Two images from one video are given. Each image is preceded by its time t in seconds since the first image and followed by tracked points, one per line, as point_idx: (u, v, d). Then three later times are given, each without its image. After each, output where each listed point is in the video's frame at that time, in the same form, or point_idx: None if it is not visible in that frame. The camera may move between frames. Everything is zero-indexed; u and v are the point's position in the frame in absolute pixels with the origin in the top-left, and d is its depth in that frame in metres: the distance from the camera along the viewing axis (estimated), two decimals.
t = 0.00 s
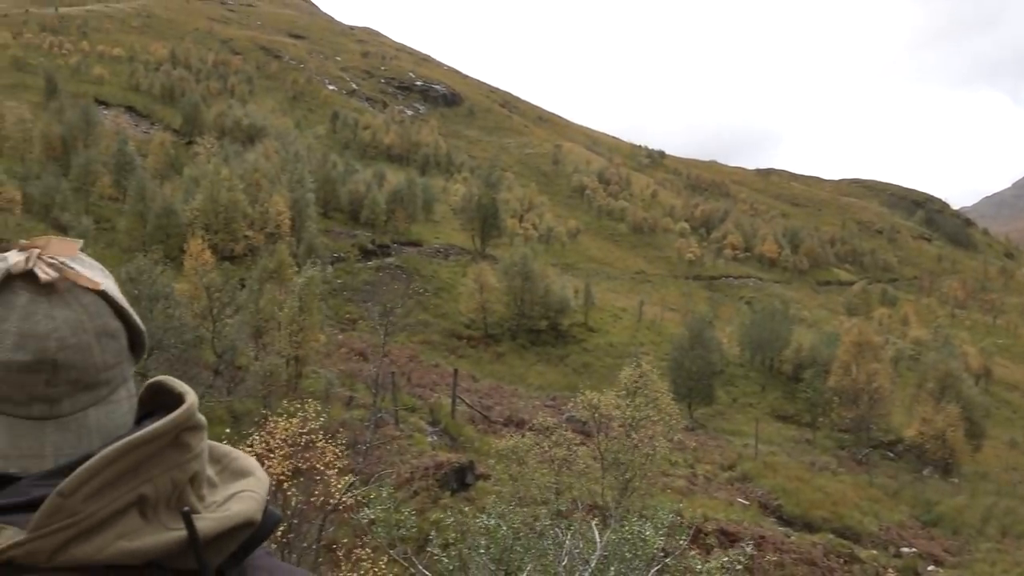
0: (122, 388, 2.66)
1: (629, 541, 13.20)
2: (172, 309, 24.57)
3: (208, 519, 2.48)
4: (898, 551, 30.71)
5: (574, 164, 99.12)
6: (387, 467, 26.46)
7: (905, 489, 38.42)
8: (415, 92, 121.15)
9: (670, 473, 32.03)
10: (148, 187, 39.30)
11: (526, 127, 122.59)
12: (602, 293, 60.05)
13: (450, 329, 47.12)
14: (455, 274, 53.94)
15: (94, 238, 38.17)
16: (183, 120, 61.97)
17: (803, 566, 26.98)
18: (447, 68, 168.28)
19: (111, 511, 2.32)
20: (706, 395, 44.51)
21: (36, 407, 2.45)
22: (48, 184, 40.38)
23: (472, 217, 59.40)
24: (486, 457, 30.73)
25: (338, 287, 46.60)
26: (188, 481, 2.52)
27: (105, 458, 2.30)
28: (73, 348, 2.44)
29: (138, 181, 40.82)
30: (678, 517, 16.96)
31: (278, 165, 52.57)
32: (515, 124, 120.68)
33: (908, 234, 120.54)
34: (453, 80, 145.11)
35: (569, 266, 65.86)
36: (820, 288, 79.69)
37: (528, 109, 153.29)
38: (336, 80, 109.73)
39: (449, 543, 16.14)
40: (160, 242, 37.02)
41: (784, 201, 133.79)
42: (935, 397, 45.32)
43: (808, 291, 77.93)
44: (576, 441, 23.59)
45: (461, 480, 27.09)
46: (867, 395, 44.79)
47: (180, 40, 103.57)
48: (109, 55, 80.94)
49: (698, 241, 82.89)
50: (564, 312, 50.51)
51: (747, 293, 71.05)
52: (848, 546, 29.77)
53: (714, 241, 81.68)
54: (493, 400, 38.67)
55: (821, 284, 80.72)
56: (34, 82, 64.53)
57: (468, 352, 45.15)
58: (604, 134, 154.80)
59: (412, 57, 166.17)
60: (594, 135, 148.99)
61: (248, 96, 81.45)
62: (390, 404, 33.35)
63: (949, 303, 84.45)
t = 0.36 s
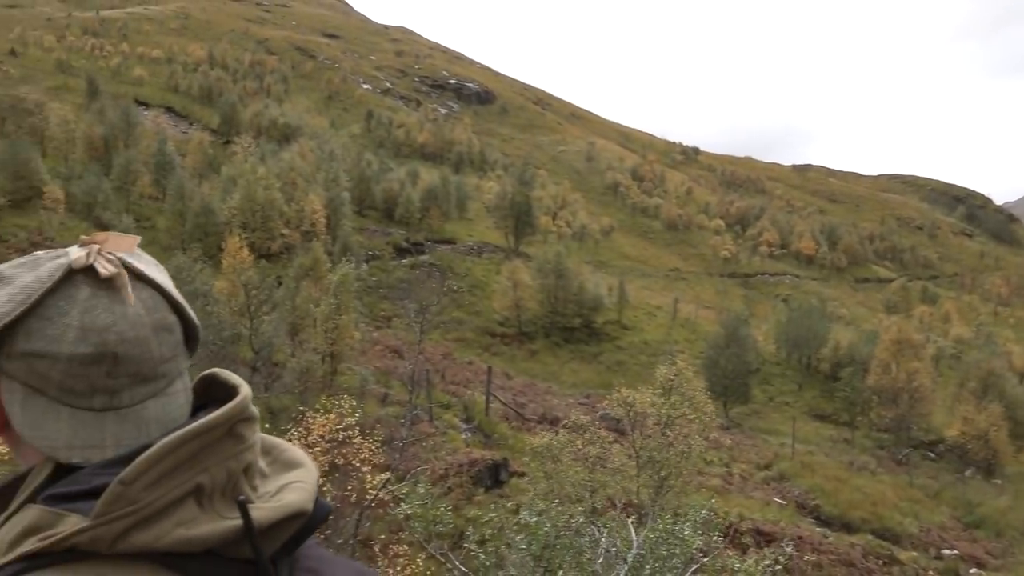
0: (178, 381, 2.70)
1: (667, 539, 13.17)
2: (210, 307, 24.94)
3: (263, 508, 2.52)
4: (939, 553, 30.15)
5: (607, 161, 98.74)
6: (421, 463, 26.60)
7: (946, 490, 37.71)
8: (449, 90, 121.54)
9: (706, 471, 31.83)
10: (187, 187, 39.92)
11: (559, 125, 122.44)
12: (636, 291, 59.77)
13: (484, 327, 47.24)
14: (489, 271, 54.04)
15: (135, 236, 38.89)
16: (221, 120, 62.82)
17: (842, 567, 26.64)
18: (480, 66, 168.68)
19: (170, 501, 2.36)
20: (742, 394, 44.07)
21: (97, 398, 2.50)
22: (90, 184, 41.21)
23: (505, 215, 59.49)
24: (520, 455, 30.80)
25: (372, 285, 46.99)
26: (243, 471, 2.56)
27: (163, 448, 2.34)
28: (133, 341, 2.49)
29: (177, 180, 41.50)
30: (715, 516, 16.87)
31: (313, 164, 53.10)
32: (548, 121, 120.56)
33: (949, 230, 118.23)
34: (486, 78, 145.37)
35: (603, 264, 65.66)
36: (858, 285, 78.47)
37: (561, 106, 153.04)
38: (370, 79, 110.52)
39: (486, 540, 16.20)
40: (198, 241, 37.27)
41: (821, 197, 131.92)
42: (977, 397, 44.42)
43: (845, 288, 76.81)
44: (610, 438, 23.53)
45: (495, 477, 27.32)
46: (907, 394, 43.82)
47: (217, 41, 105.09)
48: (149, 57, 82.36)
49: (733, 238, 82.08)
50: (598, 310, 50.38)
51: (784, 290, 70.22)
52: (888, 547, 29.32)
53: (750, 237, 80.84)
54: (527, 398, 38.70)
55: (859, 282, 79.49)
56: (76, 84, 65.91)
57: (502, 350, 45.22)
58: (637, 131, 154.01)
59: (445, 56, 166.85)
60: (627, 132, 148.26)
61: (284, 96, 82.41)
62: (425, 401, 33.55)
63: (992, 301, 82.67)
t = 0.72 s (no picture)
0: (239, 380, 2.73)
1: (705, 540, 13.05)
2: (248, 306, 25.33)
3: (326, 506, 2.53)
4: (982, 557, 29.51)
5: (641, 160, 98.27)
6: (456, 462, 26.70)
7: (988, 493, 36.93)
8: (482, 90, 121.91)
9: (742, 472, 31.56)
10: (224, 188, 40.51)
11: (592, 123, 122.14)
12: (670, 290, 59.38)
13: (517, 327, 47.29)
14: (522, 271, 54.05)
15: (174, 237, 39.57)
16: (257, 122, 63.64)
17: (882, 570, 26.20)
18: (514, 66, 169.04)
19: (234, 498, 2.39)
20: (779, 394, 43.59)
21: (163, 396, 2.55)
22: (130, 186, 42.00)
23: (538, 214, 59.50)
24: (555, 454, 30.79)
25: (407, 285, 47.29)
26: (304, 469, 2.59)
27: (230, 444, 2.39)
28: (196, 340, 2.54)
29: (215, 181, 42.12)
30: (753, 517, 16.70)
31: (348, 164, 53.54)
32: (581, 120, 120.32)
33: (992, 228, 115.72)
34: (518, 77, 145.47)
35: (636, 262, 65.40)
36: (898, 284, 77.10)
37: (595, 105, 152.67)
38: (404, 79, 111.25)
39: (523, 538, 16.23)
40: (236, 241, 37.74)
41: (859, 194, 129.99)
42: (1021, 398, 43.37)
43: (885, 287, 75.55)
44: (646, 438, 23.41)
45: (530, 477, 27.28)
46: (948, 395, 42.88)
47: (253, 44, 106.54)
48: (188, 60, 83.75)
49: (769, 236, 81.21)
50: (632, 309, 50.16)
51: (821, 289, 69.30)
52: (929, 550, 28.79)
53: (786, 236, 79.91)
54: (561, 397, 38.63)
55: (898, 280, 78.11)
56: (117, 88, 67.25)
57: (536, 350, 45.21)
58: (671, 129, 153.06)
59: (479, 57, 167.50)
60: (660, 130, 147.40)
61: (319, 97, 83.25)
62: (460, 400, 33.68)
63: None
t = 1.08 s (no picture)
0: (301, 380, 2.75)
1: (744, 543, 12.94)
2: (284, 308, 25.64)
3: (388, 504, 2.56)
4: None
5: (673, 159, 97.73)
6: (489, 462, 26.79)
7: None
8: (513, 90, 122.12)
9: (778, 474, 31.28)
10: (259, 190, 41.05)
11: (624, 122, 121.71)
12: (703, 290, 58.97)
13: (549, 327, 47.30)
14: (554, 271, 54.03)
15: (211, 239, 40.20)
16: (291, 124, 64.44)
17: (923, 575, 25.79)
18: (545, 66, 169.11)
19: (300, 496, 2.42)
20: (815, 395, 43.09)
21: (229, 395, 2.59)
22: (168, 189, 42.74)
23: (570, 214, 59.44)
24: (589, 455, 30.78)
25: (439, 285, 47.51)
26: (367, 468, 2.61)
27: (296, 444, 2.43)
28: (261, 341, 2.57)
29: (250, 184, 42.70)
30: (792, 520, 16.53)
31: (381, 165, 53.90)
32: (613, 119, 119.95)
33: None
34: (549, 77, 145.39)
35: (669, 262, 65.06)
36: (937, 284, 75.75)
37: (626, 104, 152.20)
38: (436, 80, 111.84)
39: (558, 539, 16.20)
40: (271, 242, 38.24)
41: (896, 191, 127.85)
42: None
43: (923, 286, 74.27)
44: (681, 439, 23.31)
45: (563, 477, 27.23)
46: (990, 396, 42.02)
47: (287, 48, 107.88)
48: (223, 64, 85.01)
49: (804, 236, 80.25)
50: (665, 309, 49.90)
51: (857, 289, 68.34)
52: (971, 555, 28.27)
53: (821, 235, 78.94)
54: (594, 398, 38.53)
55: (937, 280, 76.74)
56: (155, 92, 68.47)
57: (568, 350, 45.17)
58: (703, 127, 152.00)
59: (510, 57, 167.86)
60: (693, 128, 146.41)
61: (352, 99, 83.96)
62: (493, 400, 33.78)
63: None
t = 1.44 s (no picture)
0: (361, 381, 2.77)
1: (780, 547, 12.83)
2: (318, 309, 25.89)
3: (450, 505, 2.57)
4: None
5: (704, 159, 97.09)
6: (521, 462, 26.80)
7: None
8: (542, 91, 122.17)
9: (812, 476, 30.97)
10: (291, 193, 41.46)
11: (654, 122, 121.12)
12: (735, 290, 58.51)
13: (579, 328, 47.26)
14: (584, 272, 53.91)
15: (244, 241, 40.66)
16: (322, 126, 65.30)
17: None
18: (574, 67, 168.94)
19: (366, 496, 2.44)
20: (850, 396, 42.55)
21: (292, 397, 2.61)
22: (202, 192, 43.30)
23: (600, 214, 59.30)
24: (621, 456, 30.72)
25: (469, 286, 47.65)
26: (427, 470, 2.61)
27: (359, 446, 2.44)
28: (324, 343, 2.59)
29: (283, 186, 43.14)
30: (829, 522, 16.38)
31: (411, 167, 54.16)
32: (642, 119, 119.44)
33: None
34: (578, 78, 145.21)
35: (700, 262, 64.64)
36: (975, 283, 74.36)
37: (656, 104, 151.49)
38: (465, 82, 112.26)
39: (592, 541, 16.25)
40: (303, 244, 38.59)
41: (932, 189, 125.77)
42: None
43: (961, 286, 72.97)
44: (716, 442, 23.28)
45: (594, 478, 27.25)
46: None
47: (318, 51, 108.88)
48: (256, 68, 85.98)
49: (838, 235, 79.26)
50: (696, 309, 49.57)
51: (893, 288, 67.35)
52: (1012, 560, 27.74)
53: (855, 234, 77.89)
54: (625, 399, 38.39)
55: (975, 279, 75.35)
56: (189, 97, 69.45)
57: (598, 351, 45.07)
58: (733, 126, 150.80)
59: (539, 58, 167.93)
60: (723, 128, 145.35)
61: (383, 102, 84.51)
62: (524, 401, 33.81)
63: None
